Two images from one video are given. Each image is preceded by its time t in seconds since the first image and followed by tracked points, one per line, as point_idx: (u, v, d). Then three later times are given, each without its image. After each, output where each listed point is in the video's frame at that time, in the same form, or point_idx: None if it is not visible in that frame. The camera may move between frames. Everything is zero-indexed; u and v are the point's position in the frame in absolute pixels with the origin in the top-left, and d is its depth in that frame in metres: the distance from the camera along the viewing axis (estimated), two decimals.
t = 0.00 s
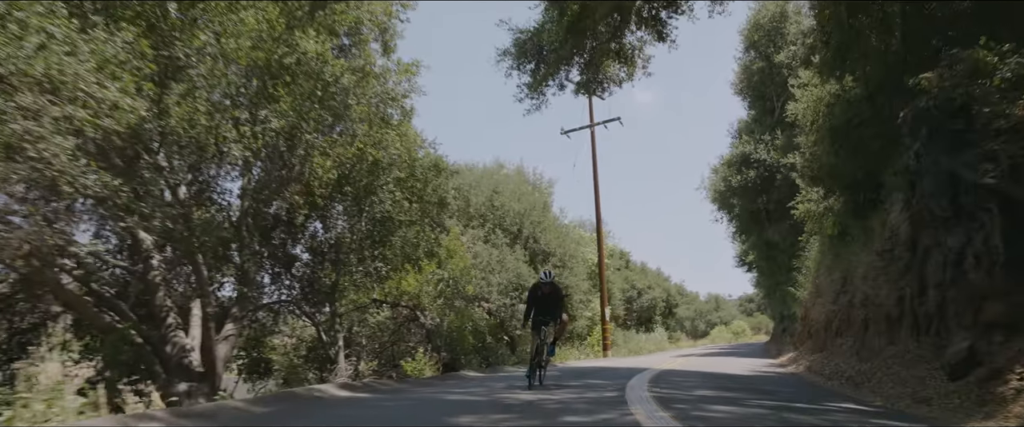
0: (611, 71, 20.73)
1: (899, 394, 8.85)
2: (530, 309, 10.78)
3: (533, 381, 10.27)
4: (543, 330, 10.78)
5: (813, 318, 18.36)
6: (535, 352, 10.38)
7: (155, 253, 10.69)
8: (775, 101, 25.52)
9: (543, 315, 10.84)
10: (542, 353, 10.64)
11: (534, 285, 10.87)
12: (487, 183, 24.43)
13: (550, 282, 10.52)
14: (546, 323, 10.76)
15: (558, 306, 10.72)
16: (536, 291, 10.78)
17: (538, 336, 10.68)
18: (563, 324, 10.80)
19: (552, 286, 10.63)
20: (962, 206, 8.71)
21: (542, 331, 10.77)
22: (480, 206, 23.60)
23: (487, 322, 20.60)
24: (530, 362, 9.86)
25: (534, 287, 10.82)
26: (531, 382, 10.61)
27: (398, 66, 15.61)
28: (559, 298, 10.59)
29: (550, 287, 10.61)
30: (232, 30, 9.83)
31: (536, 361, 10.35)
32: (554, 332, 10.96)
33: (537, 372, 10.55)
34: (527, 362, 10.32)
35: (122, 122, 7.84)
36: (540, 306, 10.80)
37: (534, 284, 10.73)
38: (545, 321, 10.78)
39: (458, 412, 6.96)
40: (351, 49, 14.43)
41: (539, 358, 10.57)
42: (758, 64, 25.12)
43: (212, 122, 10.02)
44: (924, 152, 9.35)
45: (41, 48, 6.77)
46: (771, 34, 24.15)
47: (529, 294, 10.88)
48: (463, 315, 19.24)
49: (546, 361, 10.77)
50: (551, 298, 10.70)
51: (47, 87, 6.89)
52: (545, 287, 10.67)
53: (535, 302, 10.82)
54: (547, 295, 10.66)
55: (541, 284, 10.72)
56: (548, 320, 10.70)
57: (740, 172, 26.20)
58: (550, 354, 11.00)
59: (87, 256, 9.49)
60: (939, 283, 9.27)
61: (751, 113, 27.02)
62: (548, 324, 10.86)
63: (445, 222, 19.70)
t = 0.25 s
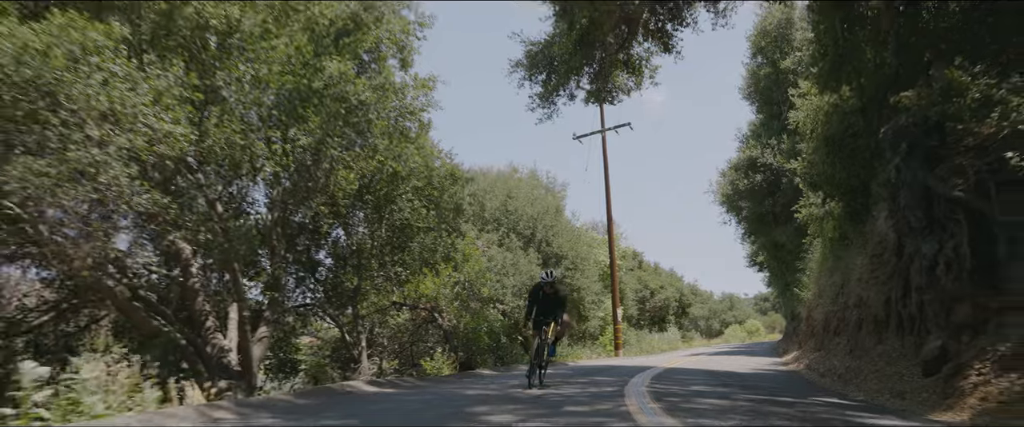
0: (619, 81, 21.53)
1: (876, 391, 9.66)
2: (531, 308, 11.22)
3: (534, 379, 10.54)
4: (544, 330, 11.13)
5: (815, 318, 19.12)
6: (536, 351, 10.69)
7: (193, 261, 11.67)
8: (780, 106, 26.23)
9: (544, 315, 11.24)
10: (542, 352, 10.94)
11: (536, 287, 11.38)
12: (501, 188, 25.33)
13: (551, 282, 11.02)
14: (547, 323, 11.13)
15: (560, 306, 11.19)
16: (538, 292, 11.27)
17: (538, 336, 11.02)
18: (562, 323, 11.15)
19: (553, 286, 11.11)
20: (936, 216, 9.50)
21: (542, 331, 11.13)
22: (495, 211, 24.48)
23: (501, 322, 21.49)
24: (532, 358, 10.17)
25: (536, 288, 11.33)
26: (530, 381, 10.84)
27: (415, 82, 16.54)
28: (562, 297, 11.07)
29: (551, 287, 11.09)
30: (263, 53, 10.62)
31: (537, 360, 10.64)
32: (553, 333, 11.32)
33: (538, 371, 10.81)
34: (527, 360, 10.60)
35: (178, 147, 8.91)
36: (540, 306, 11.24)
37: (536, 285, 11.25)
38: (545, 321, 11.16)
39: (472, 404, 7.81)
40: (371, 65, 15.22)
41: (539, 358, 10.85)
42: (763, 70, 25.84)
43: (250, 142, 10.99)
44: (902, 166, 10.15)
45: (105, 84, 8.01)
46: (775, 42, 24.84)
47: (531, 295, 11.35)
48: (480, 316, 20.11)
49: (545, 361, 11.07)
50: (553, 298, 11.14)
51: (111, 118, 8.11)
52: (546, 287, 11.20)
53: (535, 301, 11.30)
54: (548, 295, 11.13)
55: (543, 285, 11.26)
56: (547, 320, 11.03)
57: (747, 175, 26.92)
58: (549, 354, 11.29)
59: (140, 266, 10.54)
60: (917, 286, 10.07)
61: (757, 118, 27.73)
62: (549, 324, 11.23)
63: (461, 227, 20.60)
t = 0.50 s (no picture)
0: (625, 90, 22.31)
1: (853, 386, 10.66)
2: (530, 308, 11.24)
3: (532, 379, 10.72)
4: (543, 330, 11.21)
5: (815, 317, 19.89)
6: (535, 352, 10.83)
7: (225, 270, 12.63)
8: (784, 111, 26.92)
9: (543, 315, 11.29)
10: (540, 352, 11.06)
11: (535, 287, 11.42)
12: (512, 193, 26.17)
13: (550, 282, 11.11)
14: (546, 324, 11.18)
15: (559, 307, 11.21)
16: (537, 292, 11.31)
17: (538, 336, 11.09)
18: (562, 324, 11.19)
19: (553, 287, 11.17)
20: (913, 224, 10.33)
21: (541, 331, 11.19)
22: (506, 215, 25.32)
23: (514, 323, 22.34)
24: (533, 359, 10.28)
25: (534, 288, 11.37)
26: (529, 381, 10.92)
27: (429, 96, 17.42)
28: (560, 298, 11.10)
29: (551, 287, 11.15)
30: (286, 72, 11.26)
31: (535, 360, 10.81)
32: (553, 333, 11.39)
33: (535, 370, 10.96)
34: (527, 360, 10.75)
35: (218, 168, 9.95)
36: (540, 306, 11.28)
37: (535, 286, 11.31)
38: (545, 322, 11.22)
39: (484, 397, 8.69)
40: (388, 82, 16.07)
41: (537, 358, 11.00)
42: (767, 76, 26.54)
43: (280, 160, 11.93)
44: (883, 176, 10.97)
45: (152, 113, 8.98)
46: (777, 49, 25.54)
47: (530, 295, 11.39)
48: (492, 318, 20.95)
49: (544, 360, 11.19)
50: (553, 298, 11.20)
51: (160, 145, 9.17)
52: (546, 287, 11.26)
53: (535, 301, 11.33)
54: (549, 295, 11.20)
55: (542, 285, 11.34)
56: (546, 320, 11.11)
57: (752, 178, 27.62)
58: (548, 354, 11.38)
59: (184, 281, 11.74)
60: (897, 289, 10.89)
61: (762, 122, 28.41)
62: (548, 324, 11.29)
63: (474, 232, 21.46)
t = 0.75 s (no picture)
0: (630, 99, 23.08)
1: (840, 381, 11.38)
2: (529, 308, 11.14)
3: (531, 381, 10.65)
4: (542, 332, 11.15)
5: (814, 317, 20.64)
6: (533, 353, 10.74)
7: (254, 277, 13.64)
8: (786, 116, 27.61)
9: (542, 317, 11.21)
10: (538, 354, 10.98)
11: (533, 287, 11.36)
12: (522, 198, 27.02)
13: (549, 282, 11.06)
14: (545, 325, 11.10)
15: (558, 307, 11.13)
16: (536, 292, 11.21)
17: (535, 337, 11.03)
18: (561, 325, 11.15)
19: (552, 287, 11.13)
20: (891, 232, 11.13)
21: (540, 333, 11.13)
22: (516, 220, 26.15)
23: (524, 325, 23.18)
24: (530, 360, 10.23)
25: (532, 288, 11.28)
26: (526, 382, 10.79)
27: (442, 108, 18.30)
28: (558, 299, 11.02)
29: (550, 288, 11.10)
30: (308, 93, 12.50)
31: (533, 361, 10.70)
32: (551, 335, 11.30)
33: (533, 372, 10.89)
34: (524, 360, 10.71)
35: (250, 187, 11.19)
36: (538, 307, 11.18)
37: (534, 286, 11.21)
38: (544, 323, 11.14)
39: (494, 393, 9.55)
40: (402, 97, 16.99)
41: (535, 360, 10.89)
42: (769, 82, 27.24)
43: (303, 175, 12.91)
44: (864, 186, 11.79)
45: (192, 138, 10.17)
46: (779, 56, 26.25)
47: (528, 295, 11.29)
48: (504, 319, 21.80)
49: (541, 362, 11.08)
50: (552, 299, 11.12)
51: (198, 165, 10.30)
52: (545, 288, 11.19)
53: (533, 302, 11.20)
54: (548, 295, 11.13)
55: (540, 285, 11.25)
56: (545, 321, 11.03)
57: (756, 182, 28.32)
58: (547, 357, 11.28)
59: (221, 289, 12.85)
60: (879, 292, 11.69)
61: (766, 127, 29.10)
62: (547, 326, 11.22)
63: (485, 237, 22.32)
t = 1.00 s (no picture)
0: (640, 107, 23.88)
1: (833, 381, 12.21)
2: (529, 310, 11.36)
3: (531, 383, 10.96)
4: (543, 334, 11.37)
5: (819, 318, 21.32)
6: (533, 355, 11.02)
7: (283, 284, 14.67)
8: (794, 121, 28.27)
9: (544, 319, 11.41)
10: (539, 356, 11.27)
11: (535, 289, 11.59)
12: (536, 204, 27.86)
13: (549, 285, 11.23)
14: (546, 328, 11.34)
15: (558, 309, 11.33)
16: (537, 294, 11.44)
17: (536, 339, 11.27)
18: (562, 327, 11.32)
19: (552, 289, 11.32)
20: (877, 241, 11.92)
21: (540, 335, 11.35)
22: (531, 225, 27.01)
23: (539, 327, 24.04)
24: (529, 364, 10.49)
25: (534, 291, 11.52)
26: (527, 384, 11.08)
27: (458, 121, 19.21)
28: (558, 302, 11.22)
29: (550, 290, 11.28)
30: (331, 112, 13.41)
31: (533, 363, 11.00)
32: (553, 336, 11.56)
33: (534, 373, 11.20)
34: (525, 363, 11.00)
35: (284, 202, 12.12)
36: (539, 309, 11.40)
37: (535, 288, 11.44)
38: (544, 325, 11.35)
39: (508, 390, 10.41)
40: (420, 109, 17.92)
41: (536, 362, 11.22)
42: (777, 88, 27.92)
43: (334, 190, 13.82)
44: (852, 199, 12.57)
45: (232, 159, 11.12)
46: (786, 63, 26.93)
47: (530, 298, 11.54)
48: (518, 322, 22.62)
49: (544, 363, 11.43)
50: (552, 301, 11.32)
51: (237, 184, 11.27)
52: (545, 290, 11.38)
53: (534, 305, 11.42)
54: (547, 298, 11.32)
55: (542, 288, 11.48)
56: (545, 324, 11.24)
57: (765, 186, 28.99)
58: (550, 357, 11.60)
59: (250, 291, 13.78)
60: (868, 297, 12.47)
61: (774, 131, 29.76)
62: (548, 328, 11.44)
63: (500, 242, 23.20)
